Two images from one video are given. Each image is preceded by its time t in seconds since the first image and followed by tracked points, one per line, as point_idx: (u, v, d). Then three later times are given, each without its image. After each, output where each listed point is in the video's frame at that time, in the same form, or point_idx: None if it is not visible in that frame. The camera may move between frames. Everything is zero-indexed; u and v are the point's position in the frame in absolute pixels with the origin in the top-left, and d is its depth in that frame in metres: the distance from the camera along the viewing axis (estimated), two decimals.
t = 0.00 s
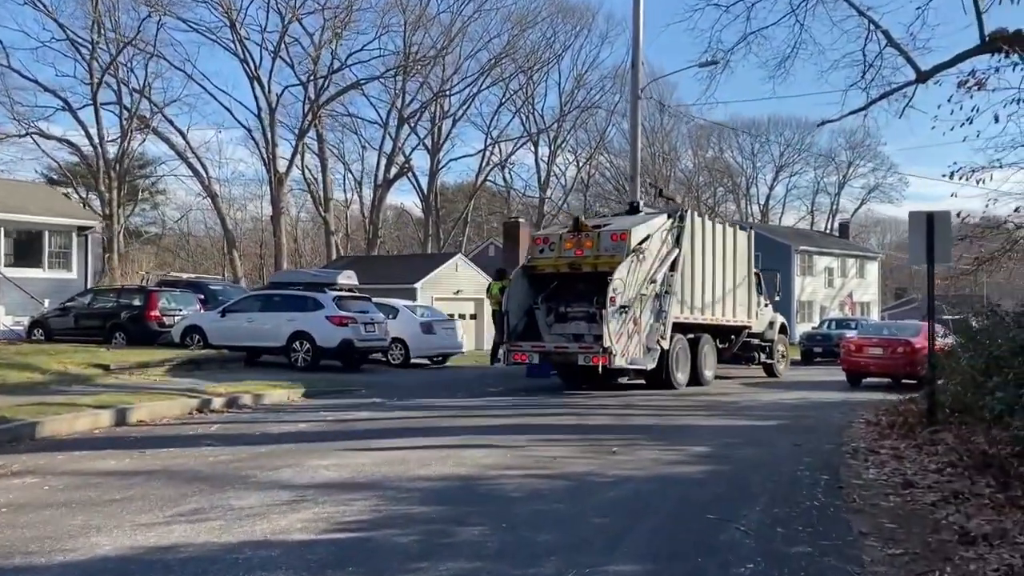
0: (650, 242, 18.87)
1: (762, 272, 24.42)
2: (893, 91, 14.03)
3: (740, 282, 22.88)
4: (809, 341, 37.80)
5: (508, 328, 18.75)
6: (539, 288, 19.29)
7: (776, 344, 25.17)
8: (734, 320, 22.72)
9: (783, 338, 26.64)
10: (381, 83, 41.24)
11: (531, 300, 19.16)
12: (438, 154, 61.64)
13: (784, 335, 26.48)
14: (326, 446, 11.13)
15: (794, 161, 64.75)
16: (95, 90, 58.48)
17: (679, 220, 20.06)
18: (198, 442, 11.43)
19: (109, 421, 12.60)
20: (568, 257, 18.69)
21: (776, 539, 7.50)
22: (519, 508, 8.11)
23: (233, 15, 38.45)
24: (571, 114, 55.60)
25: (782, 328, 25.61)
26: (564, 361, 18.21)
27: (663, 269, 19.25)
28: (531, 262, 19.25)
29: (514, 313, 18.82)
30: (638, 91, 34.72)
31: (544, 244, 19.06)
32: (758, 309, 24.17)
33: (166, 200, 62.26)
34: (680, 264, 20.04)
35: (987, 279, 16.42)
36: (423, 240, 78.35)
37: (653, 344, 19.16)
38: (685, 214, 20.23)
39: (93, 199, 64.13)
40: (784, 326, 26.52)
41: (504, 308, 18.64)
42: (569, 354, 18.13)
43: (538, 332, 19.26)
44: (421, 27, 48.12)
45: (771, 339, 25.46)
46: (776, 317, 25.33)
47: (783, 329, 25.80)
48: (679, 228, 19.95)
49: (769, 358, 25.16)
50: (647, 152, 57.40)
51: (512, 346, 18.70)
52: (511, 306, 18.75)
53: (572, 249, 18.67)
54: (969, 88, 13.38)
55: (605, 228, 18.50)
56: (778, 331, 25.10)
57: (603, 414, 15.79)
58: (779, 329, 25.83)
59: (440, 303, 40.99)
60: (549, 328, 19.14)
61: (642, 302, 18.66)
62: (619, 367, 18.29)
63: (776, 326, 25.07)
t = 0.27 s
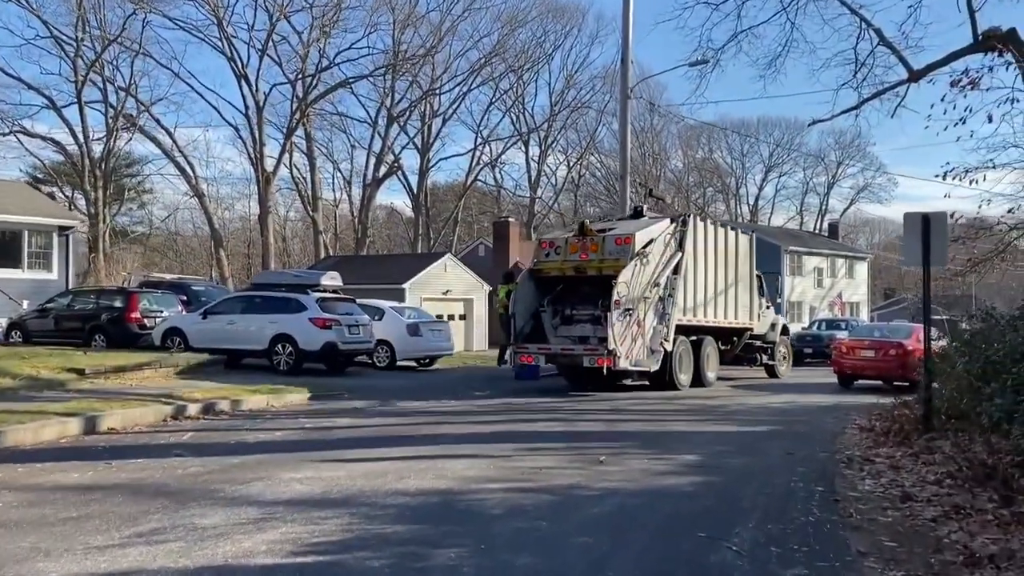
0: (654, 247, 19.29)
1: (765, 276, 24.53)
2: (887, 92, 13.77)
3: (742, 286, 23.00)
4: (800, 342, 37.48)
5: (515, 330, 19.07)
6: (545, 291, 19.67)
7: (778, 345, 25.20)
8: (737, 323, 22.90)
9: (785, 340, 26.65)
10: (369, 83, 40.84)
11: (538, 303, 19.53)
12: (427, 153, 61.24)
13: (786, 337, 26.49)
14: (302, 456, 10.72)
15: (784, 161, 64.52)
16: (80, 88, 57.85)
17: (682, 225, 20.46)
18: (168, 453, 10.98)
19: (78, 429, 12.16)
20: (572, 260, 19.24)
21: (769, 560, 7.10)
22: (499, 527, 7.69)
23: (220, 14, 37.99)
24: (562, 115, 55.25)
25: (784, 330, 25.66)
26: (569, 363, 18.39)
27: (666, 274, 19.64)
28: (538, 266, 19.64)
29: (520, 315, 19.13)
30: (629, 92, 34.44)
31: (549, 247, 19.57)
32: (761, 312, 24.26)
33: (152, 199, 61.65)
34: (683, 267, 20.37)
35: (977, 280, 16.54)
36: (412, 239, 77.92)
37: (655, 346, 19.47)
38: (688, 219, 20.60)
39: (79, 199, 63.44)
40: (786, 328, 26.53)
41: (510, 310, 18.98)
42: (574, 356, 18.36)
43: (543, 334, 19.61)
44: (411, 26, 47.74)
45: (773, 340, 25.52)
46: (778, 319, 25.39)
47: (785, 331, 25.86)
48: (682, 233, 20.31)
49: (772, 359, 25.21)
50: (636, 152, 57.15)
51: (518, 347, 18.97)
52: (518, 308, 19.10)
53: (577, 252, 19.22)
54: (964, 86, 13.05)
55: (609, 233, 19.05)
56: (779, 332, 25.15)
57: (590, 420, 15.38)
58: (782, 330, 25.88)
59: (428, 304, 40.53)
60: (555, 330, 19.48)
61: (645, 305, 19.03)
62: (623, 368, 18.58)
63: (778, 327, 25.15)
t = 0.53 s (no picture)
0: (657, 246, 19.40)
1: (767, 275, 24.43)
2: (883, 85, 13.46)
3: (742, 285, 22.90)
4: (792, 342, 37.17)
5: (519, 328, 19.23)
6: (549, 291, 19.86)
7: (780, 345, 25.03)
8: (739, 321, 22.86)
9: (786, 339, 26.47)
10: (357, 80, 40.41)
11: (541, 302, 19.71)
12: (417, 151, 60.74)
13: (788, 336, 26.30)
14: (276, 458, 10.29)
15: (775, 161, 64.18)
16: (66, 85, 57.23)
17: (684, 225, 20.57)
18: (135, 454, 10.52)
19: (44, 430, 11.71)
20: (577, 259, 19.44)
21: (759, 568, 6.69)
22: (475, 534, 7.25)
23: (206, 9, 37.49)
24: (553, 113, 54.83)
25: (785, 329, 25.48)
26: (572, 361, 18.57)
27: (668, 272, 19.74)
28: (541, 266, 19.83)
29: (524, 314, 19.28)
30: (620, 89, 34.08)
31: (554, 247, 19.81)
32: (763, 311, 24.13)
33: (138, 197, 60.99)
34: (684, 266, 20.45)
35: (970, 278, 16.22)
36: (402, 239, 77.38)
37: (659, 344, 19.51)
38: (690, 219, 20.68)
39: (65, 197, 62.78)
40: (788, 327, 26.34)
41: (514, 309, 19.12)
42: (577, 354, 18.52)
43: (547, 333, 19.78)
44: (400, 23, 47.29)
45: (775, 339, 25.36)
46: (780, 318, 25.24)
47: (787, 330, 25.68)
48: (683, 232, 20.39)
49: (774, 358, 25.03)
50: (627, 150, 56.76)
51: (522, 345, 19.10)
52: (522, 307, 19.27)
53: (580, 252, 19.43)
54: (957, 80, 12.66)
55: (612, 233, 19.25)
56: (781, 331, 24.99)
57: (577, 420, 14.95)
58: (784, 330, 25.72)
59: (417, 303, 40.07)
60: (559, 329, 19.64)
61: (647, 303, 19.12)
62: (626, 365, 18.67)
63: (779, 326, 24.99)
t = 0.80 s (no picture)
0: (661, 250, 19.10)
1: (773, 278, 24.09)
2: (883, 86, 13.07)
3: (748, 288, 22.56)
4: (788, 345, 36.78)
5: (524, 333, 19.18)
6: (554, 296, 19.71)
7: (785, 349, 24.68)
8: (744, 326, 22.52)
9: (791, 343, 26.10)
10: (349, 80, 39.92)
11: (547, 307, 19.59)
12: (409, 152, 60.27)
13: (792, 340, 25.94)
14: (250, 471, 9.85)
15: (768, 163, 63.80)
16: (54, 84, 56.65)
17: (689, 228, 20.31)
18: (102, 467, 10.06)
19: (10, 441, 11.26)
20: (582, 265, 19.07)
21: None
22: (453, 557, 6.82)
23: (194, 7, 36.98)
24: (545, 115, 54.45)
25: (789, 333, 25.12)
26: (577, 366, 18.53)
27: (673, 276, 19.48)
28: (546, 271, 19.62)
29: (529, 319, 19.22)
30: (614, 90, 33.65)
31: (559, 252, 19.44)
32: (768, 315, 23.78)
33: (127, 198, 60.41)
34: (690, 270, 20.21)
35: (966, 282, 15.83)
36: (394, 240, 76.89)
37: (664, 348, 19.30)
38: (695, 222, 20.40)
39: (53, 198, 62.18)
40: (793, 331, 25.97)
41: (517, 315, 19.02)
42: (581, 359, 18.49)
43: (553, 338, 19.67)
44: (392, 23, 46.80)
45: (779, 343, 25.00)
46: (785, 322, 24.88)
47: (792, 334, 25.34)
48: (688, 237, 20.13)
49: (778, 363, 24.67)
50: (620, 152, 56.34)
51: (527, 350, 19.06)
52: (526, 312, 19.19)
53: (585, 258, 19.03)
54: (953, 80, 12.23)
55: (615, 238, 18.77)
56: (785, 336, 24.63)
57: (566, 428, 14.52)
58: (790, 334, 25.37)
59: (407, 305, 39.64)
60: (565, 334, 19.51)
61: (652, 307, 18.88)
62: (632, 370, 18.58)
63: (784, 330, 24.64)
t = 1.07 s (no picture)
0: (665, 251, 18.80)
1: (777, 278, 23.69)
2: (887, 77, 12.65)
3: (752, 289, 22.16)
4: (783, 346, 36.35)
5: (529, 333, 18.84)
6: (559, 296, 19.33)
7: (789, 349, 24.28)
8: (748, 326, 22.13)
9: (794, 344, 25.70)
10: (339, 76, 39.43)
11: (552, 307, 19.22)
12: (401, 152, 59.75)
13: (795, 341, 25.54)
14: (223, 476, 9.37)
15: (761, 164, 63.41)
16: (41, 82, 56.02)
17: (694, 229, 19.97)
18: (68, 472, 9.58)
19: None
20: (587, 266, 18.81)
21: None
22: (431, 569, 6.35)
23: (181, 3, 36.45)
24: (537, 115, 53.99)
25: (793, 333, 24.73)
26: (582, 365, 18.09)
27: (677, 277, 19.16)
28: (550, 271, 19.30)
29: (533, 318, 18.90)
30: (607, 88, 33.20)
31: (565, 253, 19.18)
32: (771, 315, 23.38)
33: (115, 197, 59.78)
34: (694, 271, 19.85)
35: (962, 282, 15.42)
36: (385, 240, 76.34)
37: (668, 348, 18.96)
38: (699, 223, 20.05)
39: (40, 197, 61.55)
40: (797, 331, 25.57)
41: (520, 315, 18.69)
42: (587, 358, 18.02)
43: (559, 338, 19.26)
44: (383, 21, 46.29)
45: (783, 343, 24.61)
46: (788, 322, 24.48)
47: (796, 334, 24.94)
48: (692, 237, 19.77)
49: (782, 363, 24.26)
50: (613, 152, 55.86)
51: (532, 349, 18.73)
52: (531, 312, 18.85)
53: (590, 259, 18.78)
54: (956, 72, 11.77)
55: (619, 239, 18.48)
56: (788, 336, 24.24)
57: (557, 430, 14.07)
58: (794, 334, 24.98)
59: (397, 305, 39.14)
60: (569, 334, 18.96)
61: (655, 308, 18.55)
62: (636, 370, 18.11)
63: (788, 330, 24.26)
